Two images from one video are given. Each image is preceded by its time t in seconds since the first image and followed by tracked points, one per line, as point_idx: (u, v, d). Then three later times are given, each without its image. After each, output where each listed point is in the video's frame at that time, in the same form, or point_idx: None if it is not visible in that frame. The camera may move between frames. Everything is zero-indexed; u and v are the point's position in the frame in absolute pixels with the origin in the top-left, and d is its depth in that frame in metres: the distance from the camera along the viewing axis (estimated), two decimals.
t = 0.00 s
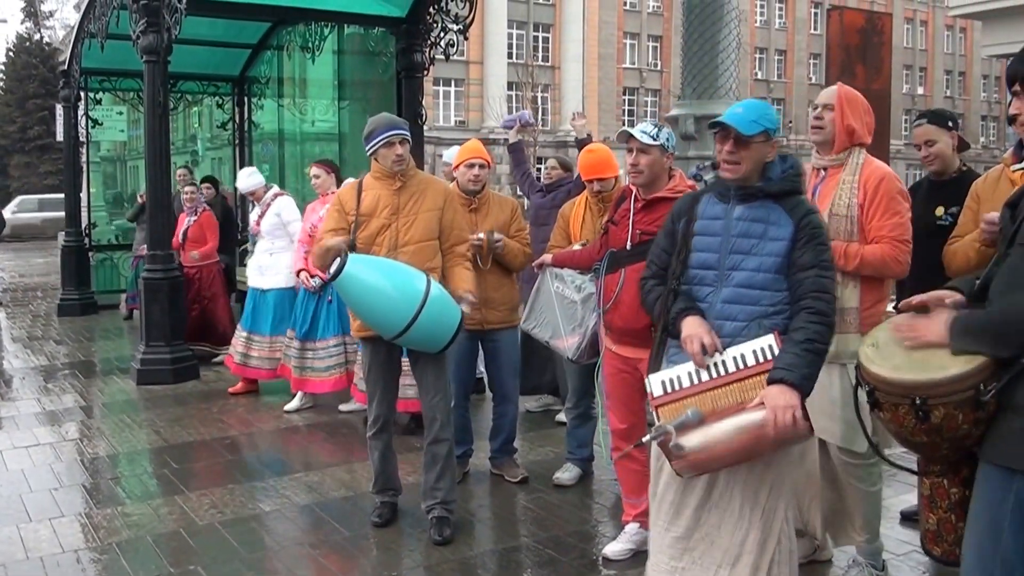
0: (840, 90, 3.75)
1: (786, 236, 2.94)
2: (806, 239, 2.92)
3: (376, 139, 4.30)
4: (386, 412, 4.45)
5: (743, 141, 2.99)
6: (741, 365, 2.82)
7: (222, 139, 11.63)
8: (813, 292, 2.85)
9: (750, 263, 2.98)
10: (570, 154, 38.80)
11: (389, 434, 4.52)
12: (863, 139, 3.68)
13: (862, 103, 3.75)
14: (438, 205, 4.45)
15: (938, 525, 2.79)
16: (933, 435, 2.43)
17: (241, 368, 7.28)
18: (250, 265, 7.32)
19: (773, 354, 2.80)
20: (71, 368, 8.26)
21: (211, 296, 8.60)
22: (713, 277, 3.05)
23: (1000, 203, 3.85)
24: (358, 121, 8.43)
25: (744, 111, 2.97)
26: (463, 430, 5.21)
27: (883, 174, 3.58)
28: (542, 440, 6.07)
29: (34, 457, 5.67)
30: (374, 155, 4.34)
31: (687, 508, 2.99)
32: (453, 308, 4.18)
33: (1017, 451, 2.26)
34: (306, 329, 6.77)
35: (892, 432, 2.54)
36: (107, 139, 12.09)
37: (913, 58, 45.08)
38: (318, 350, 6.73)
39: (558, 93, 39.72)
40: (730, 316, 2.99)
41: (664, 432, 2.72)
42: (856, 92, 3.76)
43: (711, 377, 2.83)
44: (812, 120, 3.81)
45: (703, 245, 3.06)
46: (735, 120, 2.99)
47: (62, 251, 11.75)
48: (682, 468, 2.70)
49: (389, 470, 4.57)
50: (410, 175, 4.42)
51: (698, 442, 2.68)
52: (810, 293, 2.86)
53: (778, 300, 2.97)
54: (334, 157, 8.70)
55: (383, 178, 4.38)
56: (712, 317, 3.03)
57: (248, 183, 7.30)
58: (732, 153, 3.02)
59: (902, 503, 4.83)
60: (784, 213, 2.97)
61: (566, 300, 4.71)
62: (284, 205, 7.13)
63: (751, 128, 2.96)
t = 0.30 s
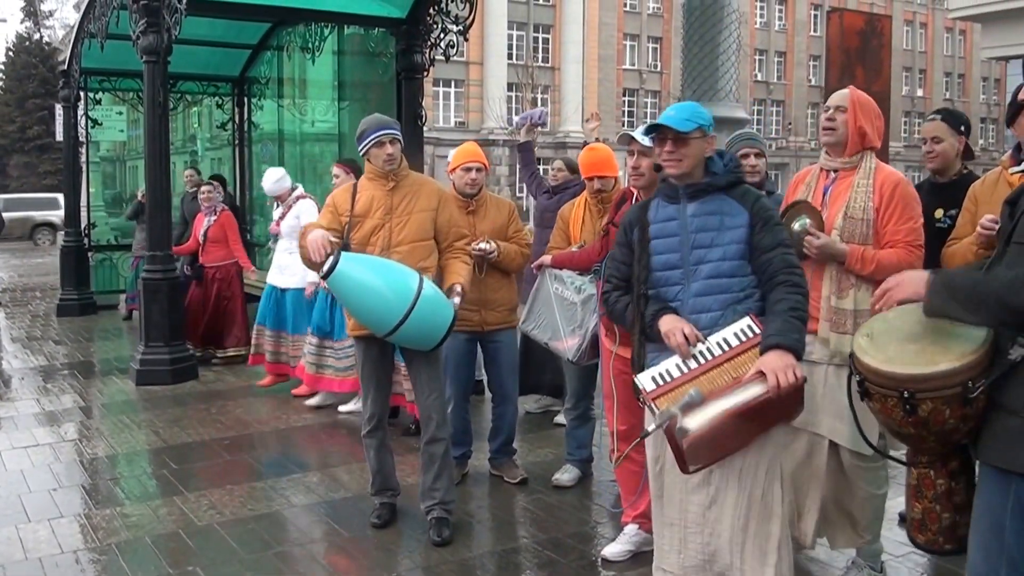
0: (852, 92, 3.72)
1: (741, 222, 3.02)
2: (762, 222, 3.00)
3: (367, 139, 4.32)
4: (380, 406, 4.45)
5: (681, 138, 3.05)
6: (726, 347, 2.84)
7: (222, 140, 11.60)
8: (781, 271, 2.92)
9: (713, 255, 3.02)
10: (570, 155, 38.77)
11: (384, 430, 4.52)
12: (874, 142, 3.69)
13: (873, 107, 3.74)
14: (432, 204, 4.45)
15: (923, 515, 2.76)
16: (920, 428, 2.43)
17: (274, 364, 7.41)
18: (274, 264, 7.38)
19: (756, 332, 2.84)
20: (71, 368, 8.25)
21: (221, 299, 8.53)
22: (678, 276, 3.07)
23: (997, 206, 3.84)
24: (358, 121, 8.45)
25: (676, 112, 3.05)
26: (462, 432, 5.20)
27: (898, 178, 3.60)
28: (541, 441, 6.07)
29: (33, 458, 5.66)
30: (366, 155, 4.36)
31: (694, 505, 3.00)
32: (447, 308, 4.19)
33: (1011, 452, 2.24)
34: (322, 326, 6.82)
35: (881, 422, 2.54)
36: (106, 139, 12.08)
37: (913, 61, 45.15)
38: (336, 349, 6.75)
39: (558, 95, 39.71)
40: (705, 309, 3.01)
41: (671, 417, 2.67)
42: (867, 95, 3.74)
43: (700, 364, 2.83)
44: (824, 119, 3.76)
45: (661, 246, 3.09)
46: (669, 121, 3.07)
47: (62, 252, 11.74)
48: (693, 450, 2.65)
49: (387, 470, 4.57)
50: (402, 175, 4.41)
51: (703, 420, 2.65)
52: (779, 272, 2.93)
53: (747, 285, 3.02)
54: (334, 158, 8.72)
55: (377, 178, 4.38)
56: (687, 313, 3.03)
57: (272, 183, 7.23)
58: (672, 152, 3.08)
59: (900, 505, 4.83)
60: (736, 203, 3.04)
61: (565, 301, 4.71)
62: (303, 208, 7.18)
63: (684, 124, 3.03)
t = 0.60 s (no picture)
0: (830, 100, 3.71)
1: (732, 225, 3.02)
2: (751, 225, 3.01)
3: (360, 143, 4.31)
4: (376, 407, 4.46)
5: (664, 145, 3.04)
6: (722, 353, 2.82)
7: (222, 140, 11.58)
8: (771, 273, 2.94)
9: (705, 259, 3.02)
10: (571, 155, 38.76)
11: (381, 431, 4.51)
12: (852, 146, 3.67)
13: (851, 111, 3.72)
14: (426, 206, 4.44)
15: (927, 523, 2.71)
16: (926, 441, 2.40)
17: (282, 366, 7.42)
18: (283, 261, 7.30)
19: (750, 337, 2.84)
20: (70, 368, 8.24)
21: (223, 304, 8.47)
22: (671, 282, 3.08)
23: (997, 207, 3.84)
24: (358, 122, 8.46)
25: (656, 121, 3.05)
26: (462, 433, 5.20)
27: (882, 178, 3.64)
28: (541, 442, 6.07)
29: (33, 458, 5.66)
30: (360, 158, 4.35)
31: (687, 515, 3.00)
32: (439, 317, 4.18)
33: (1012, 460, 2.26)
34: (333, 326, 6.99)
35: (885, 436, 2.51)
36: (106, 139, 12.06)
37: (912, 62, 45.19)
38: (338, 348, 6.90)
39: (558, 95, 39.70)
40: (700, 313, 3.01)
41: (668, 424, 2.67)
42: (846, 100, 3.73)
43: (697, 370, 2.81)
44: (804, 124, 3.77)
45: (654, 253, 3.10)
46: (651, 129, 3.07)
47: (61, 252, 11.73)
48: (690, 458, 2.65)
49: (385, 471, 4.57)
50: (395, 177, 4.41)
51: (701, 429, 2.66)
52: (769, 274, 2.94)
53: (741, 288, 3.03)
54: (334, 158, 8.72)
55: (370, 181, 4.38)
56: (681, 319, 3.04)
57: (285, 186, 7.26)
58: (655, 159, 3.08)
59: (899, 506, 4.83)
60: (725, 207, 3.05)
61: (564, 302, 4.70)
62: (302, 217, 7.16)
63: (666, 131, 3.02)
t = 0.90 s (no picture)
0: (807, 104, 3.76)
1: (762, 235, 2.93)
2: (780, 237, 2.91)
3: (361, 141, 4.31)
4: (375, 410, 4.45)
5: (712, 132, 2.98)
6: (727, 369, 2.80)
7: (222, 141, 11.57)
8: (789, 292, 2.84)
9: (729, 264, 2.96)
10: (570, 156, 38.77)
11: (381, 432, 4.51)
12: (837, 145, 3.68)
13: (831, 111, 3.73)
14: (424, 208, 4.43)
15: (919, 515, 2.77)
16: (926, 432, 2.44)
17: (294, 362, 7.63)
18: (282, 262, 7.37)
19: (760, 356, 2.79)
20: (70, 369, 8.25)
21: (224, 304, 8.52)
22: (692, 281, 3.04)
23: (994, 208, 3.84)
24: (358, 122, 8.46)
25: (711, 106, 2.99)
26: (462, 434, 5.20)
27: (865, 175, 3.62)
28: (541, 442, 6.08)
29: (33, 459, 5.66)
30: (360, 157, 4.35)
31: (686, 513, 2.98)
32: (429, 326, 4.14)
33: (1016, 453, 2.21)
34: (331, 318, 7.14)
35: (885, 425, 2.56)
36: (106, 139, 12.02)
37: (911, 63, 45.24)
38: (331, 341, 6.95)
39: (557, 96, 39.68)
40: (712, 317, 2.97)
41: (655, 436, 2.71)
42: (824, 103, 3.75)
43: (698, 381, 2.80)
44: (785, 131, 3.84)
45: (681, 249, 3.06)
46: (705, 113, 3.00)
47: (61, 252, 11.74)
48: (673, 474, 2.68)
49: (385, 472, 4.57)
50: (395, 178, 4.41)
51: (691, 448, 2.63)
52: (787, 290, 2.85)
53: (759, 301, 2.95)
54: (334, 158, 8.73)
55: (369, 181, 4.37)
56: (695, 319, 3.01)
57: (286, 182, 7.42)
58: (700, 145, 3.00)
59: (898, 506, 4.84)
60: (759, 213, 2.96)
61: (563, 300, 4.72)
62: (302, 211, 7.14)
63: (718, 118, 2.95)
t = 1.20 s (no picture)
0: (815, 101, 3.83)
1: (797, 253, 2.88)
2: (815, 258, 2.85)
3: (360, 143, 4.32)
4: (375, 410, 4.45)
5: (761, 148, 2.94)
6: (737, 376, 2.77)
7: (222, 141, 11.55)
8: (816, 314, 2.79)
9: (759, 277, 2.93)
10: (570, 156, 38.77)
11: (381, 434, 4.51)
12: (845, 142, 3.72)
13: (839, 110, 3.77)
14: (427, 206, 4.44)
15: (929, 522, 2.64)
16: (928, 434, 2.40)
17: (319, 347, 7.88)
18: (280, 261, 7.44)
19: (767, 368, 2.74)
20: (70, 369, 8.25)
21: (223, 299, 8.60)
22: (721, 287, 3.01)
23: (990, 208, 3.82)
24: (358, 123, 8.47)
25: (770, 120, 2.94)
26: (462, 434, 5.21)
27: (862, 176, 3.62)
28: (541, 442, 6.08)
29: (32, 459, 5.65)
30: (360, 159, 4.36)
31: (679, 517, 2.93)
32: (430, 327, 4.14)
33: (1016, 453, 2.24)
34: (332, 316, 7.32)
35: (885, 430, 2.50)
36: (106, 139, 11.98)
37: (911, 64, 45.27)
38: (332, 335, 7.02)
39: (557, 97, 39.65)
40: (733, 328, 2.95)
41: (648, 431, 2.73)
42: (834, 101, 3.80)
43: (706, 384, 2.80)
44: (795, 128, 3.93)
45: (715, 253, 3.03)
46: (757, 128, 2.95)
47: (61, 252, 11.73)
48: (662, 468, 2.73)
49: (386, 473, 4.58)
50: (396, 178, 4.41)
51: (679, 445, 2.70)
52: (815, 314, 2.79)
53: (782, 319, 2.91)
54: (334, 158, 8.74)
55: (371, 182, 4.38)
56: (716, 326, 2.99)
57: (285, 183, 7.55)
58: (749, 159, 2.96)
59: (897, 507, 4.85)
60: (798, 229, 2.90)
61: (563, 301, 4.72)
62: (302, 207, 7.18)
63: (772, 136, 2.91)
